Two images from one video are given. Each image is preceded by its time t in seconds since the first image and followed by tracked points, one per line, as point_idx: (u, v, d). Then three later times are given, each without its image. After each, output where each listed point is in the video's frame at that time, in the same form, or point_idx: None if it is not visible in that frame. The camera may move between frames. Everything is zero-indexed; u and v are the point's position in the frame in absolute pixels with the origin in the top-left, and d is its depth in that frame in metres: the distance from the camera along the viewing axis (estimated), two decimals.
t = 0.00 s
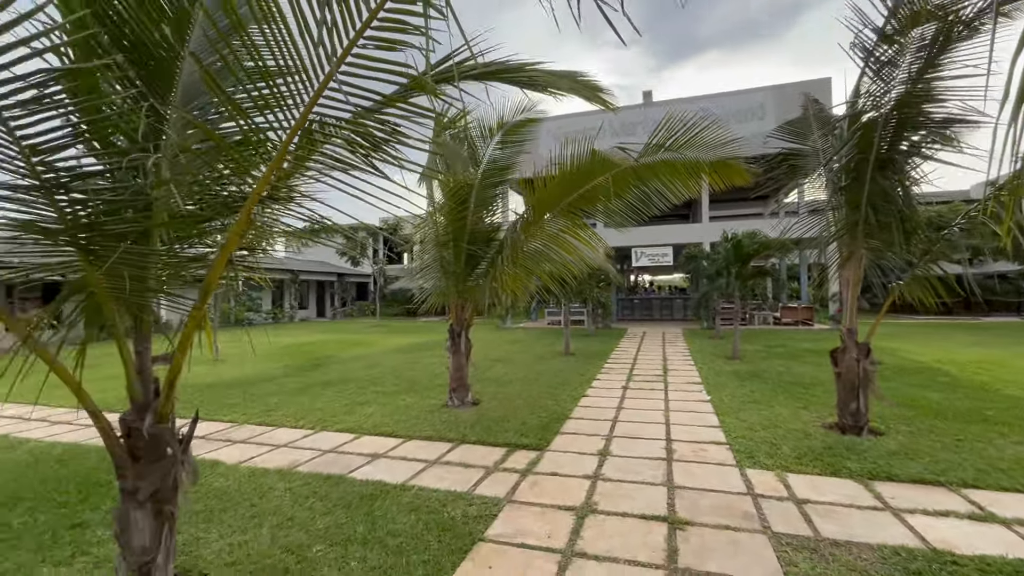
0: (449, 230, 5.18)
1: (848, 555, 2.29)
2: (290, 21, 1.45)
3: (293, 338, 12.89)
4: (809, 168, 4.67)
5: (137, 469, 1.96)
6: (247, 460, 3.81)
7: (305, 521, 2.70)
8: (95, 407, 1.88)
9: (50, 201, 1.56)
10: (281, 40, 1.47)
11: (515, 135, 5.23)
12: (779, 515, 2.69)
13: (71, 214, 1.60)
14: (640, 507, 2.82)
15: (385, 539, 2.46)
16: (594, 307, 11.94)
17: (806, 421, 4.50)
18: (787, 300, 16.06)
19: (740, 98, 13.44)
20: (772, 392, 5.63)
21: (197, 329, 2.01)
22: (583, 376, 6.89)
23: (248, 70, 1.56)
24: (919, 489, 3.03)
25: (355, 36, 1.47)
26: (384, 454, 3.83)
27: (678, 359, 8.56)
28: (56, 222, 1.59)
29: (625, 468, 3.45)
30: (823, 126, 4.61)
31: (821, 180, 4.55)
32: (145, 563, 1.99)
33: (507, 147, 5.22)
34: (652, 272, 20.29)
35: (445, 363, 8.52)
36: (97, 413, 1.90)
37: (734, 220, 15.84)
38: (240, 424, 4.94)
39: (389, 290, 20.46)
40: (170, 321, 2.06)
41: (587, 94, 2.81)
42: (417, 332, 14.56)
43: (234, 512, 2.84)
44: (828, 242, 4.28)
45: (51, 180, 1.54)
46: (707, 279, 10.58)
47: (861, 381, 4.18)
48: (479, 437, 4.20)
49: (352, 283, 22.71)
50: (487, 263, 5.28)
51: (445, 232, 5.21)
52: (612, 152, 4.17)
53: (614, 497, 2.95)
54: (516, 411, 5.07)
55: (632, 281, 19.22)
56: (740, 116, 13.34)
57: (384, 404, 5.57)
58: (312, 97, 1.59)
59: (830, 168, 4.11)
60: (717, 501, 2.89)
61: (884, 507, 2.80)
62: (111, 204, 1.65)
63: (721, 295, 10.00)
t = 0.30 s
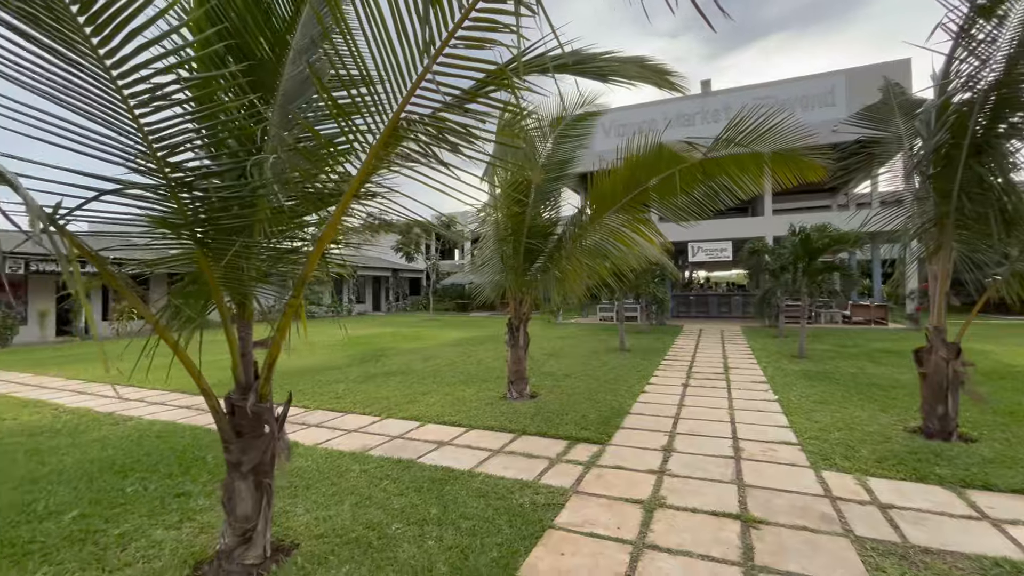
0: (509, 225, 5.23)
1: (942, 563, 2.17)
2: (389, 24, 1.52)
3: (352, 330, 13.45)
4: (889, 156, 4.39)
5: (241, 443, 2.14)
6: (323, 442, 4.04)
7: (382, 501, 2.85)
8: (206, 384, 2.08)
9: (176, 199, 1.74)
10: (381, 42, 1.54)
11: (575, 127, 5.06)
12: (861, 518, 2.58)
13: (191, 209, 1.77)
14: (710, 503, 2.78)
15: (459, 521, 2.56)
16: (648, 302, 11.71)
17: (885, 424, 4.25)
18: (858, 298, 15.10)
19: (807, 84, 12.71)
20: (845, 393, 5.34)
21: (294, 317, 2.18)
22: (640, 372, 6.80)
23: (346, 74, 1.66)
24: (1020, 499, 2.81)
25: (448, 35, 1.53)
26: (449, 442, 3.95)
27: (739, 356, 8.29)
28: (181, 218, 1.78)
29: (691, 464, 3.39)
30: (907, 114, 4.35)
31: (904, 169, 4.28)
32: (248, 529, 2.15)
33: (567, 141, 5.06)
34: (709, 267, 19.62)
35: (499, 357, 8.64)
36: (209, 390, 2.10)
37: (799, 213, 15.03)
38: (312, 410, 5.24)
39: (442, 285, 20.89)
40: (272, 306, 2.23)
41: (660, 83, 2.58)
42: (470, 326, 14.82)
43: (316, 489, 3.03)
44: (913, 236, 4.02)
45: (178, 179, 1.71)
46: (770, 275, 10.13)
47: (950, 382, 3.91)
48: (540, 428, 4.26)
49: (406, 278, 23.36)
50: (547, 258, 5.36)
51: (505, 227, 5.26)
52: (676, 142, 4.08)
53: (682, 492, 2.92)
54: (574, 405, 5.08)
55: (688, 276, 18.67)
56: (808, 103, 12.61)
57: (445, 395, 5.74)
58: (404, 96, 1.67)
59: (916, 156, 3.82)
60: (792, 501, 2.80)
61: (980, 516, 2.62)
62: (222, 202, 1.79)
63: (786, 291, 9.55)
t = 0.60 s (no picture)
0: (566, 220, 5.28)
1: None
2: (482, 26, 1.59)
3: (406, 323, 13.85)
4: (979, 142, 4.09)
5: (329, 426, 2.28)
6: (389, 429, 4.21)
7: (452, 487, 2.95)
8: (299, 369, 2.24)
9: (279, 197, 1.88)
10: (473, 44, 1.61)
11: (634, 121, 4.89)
12: (953, 527, 2.45)
13: (290, 205, 1.91)
14: (785, 505, 2.71)
15: (529, 510, 2.62)
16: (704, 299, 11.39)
17: (974, 430, 3.97)
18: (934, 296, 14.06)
19: (880, 67, 11.90)
20: (925, 396, 5.02)
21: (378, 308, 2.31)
22: (698, 370, 6.65)
23: (435, 73, 1.76)
24: None
25: (538, 34, 1.57)
26: (510, 434, 4.03)
27: (803, 356, 7.93)
28: (281, 213, 1.92)
29: (761, 465, 3.31)
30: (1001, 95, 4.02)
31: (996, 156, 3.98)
32: (334, 507, 2.29)
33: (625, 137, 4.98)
34: (767, 263, 18.81)
35: (552, 352, 8.67)
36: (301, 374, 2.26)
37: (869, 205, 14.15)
38: (376, 399, 5.46)
39: (490, 280, 21.10)
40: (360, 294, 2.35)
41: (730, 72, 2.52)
42: (518, 320, 14.93)
43: (389, 473, 3.18)
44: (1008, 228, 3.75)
45: (280, 178, 1.84)
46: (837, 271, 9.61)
47: None
48: (600, 423, 4.27)
49: (455, 273, 23.75)
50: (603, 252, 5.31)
51: (563, 222, 5.32)
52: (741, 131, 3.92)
53: (753, 492, 2.86)
54: (632, 401, 5.05)
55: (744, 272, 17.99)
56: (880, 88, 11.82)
57: (501, 387, 5.82)
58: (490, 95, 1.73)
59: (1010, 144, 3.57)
60: (874, 506, 2.68)
61: None
62: (319, 198, 1.92)
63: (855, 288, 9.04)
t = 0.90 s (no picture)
0: (615, 218, 5.17)
1: None
2: (555, 30, 1.63)
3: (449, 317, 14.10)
4: None
5: (394, 416, 2.39)
6: (441, 421, 4.35)
7: (507, 479, 3.03)
8: (368, 361, 2.37)
9: (356, 200, 2.01)
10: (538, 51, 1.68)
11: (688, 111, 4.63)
12: None
13: (363, 207, 2.03)
14: (848, 510, 2.64)
15: (584, 503, 2.66)
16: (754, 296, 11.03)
17: None
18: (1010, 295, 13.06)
19: (950, 51, 11.13)
20: (1001, 403, 4.71)
21: (442, 303, 2.42)
22: (749, 370, 6.47)
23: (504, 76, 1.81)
24: None
25: (609, 37, 1.60)
26: (559, 429, 4.07)
27: (862, 357, 7.58)
28: (355, 215, 2.05)
29: (820, 468, 3.22)
30: None
31: None
32: (400, 492, 2.41)
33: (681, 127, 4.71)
34: (821, 259, 17.98)
35: (596, 348, 8.64)
36: (369, 366, 2.39)
37: (936, 198, 13.27)
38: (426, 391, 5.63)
39: (532, 276, 21.16)
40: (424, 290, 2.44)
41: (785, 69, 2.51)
42: (560, 316, 14.92)
43: (445, 462, 3.30)
44: None
45: (356, 182, 1.96)
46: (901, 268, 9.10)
47: None
48: (649, 421, 4.25)
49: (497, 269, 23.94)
50: (652, 249, 5.22)
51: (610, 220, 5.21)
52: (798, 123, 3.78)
53: (814, 496, 2.80)
54: (681, 399, 4.99)
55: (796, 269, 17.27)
56: (950, 73, 11.06)
57: (548, 383, 5.87)
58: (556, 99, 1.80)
59: None
60: (946, 515, 2.57)
61: None
62: (389, 200, 2.03)
63: (920, 287, 8.54)
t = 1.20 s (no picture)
0: (653, 215, 5.17)
1: None
2: (609, 36, 1.72)
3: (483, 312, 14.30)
4: None
5: (445, 405, 2.52)
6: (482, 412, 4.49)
7: (549, 468, 3.13)
8: (421, 352, 2.50)
9: (415, 200, 2.14)
10: (584, 58, 1.79)
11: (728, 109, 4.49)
12: None
13: (421, 209, 2.17)
14: (895, 508, 2.62)
15: (626, 493, 2.74)
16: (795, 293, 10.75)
17: None
18: None
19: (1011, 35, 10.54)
20: None
21: (492, 298, 2.54)
22: (789, 368, 6.36)
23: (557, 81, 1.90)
24: None
25: (662, 42, 1.67)
26: (598, 422, 4.15)
27: (910, 356, 7.32)
28: (413, 215, 2.19)
29: (866, 467, 3.19)
30: None
31: None
32: (450, 476, 2.54)
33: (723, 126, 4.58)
34: (866, 255, 17.31)
35: (630, 344, 8.63)
36: (422, 357, 2.52)
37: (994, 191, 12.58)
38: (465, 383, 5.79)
39: (564, 272, 21.18)
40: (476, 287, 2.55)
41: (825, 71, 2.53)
42: (593, 312, 14.91)
43: (488, 451, 3.42)
44: None
45: (414, 184, 2.10)
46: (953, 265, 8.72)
47: None
48: (688, 417, 4.27)
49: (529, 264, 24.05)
50: (691, 245, 5.18)
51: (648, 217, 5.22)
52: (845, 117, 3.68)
53: (859, 494, 2.79)
54: (720, 396, 4.97)
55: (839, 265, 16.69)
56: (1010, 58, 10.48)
57: (584, 378, 5.93)
58: (603, 103, 1.88)
59: None
60: (1000, 517, 2.53)
61: None
62: (443, 201, 2.15)
63: (975, 284, 8.17)
